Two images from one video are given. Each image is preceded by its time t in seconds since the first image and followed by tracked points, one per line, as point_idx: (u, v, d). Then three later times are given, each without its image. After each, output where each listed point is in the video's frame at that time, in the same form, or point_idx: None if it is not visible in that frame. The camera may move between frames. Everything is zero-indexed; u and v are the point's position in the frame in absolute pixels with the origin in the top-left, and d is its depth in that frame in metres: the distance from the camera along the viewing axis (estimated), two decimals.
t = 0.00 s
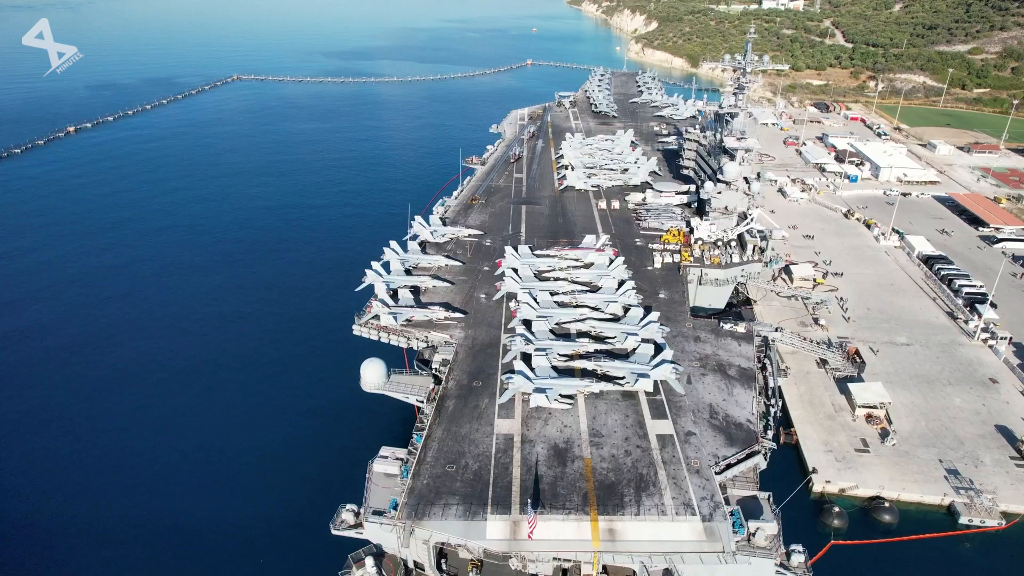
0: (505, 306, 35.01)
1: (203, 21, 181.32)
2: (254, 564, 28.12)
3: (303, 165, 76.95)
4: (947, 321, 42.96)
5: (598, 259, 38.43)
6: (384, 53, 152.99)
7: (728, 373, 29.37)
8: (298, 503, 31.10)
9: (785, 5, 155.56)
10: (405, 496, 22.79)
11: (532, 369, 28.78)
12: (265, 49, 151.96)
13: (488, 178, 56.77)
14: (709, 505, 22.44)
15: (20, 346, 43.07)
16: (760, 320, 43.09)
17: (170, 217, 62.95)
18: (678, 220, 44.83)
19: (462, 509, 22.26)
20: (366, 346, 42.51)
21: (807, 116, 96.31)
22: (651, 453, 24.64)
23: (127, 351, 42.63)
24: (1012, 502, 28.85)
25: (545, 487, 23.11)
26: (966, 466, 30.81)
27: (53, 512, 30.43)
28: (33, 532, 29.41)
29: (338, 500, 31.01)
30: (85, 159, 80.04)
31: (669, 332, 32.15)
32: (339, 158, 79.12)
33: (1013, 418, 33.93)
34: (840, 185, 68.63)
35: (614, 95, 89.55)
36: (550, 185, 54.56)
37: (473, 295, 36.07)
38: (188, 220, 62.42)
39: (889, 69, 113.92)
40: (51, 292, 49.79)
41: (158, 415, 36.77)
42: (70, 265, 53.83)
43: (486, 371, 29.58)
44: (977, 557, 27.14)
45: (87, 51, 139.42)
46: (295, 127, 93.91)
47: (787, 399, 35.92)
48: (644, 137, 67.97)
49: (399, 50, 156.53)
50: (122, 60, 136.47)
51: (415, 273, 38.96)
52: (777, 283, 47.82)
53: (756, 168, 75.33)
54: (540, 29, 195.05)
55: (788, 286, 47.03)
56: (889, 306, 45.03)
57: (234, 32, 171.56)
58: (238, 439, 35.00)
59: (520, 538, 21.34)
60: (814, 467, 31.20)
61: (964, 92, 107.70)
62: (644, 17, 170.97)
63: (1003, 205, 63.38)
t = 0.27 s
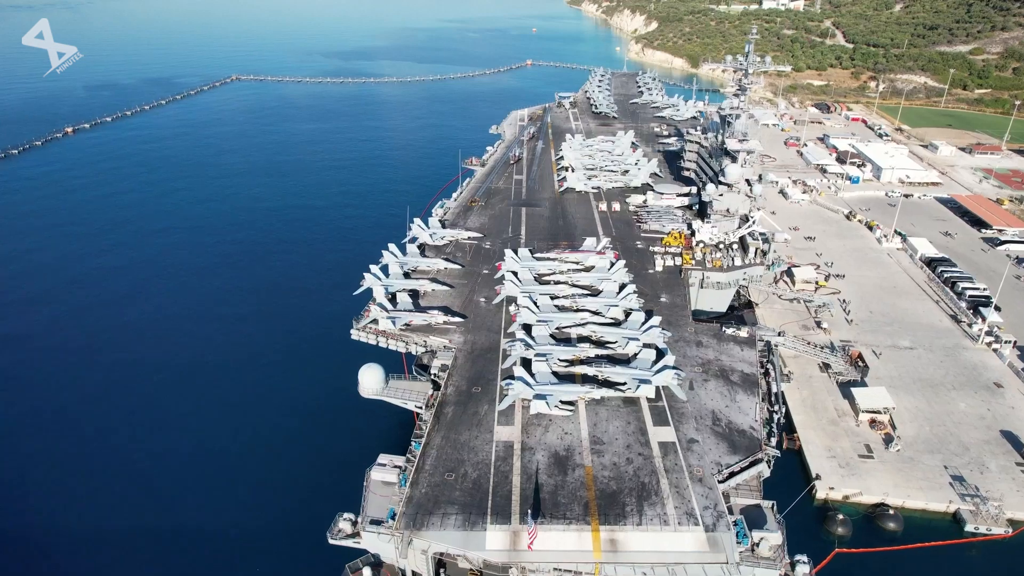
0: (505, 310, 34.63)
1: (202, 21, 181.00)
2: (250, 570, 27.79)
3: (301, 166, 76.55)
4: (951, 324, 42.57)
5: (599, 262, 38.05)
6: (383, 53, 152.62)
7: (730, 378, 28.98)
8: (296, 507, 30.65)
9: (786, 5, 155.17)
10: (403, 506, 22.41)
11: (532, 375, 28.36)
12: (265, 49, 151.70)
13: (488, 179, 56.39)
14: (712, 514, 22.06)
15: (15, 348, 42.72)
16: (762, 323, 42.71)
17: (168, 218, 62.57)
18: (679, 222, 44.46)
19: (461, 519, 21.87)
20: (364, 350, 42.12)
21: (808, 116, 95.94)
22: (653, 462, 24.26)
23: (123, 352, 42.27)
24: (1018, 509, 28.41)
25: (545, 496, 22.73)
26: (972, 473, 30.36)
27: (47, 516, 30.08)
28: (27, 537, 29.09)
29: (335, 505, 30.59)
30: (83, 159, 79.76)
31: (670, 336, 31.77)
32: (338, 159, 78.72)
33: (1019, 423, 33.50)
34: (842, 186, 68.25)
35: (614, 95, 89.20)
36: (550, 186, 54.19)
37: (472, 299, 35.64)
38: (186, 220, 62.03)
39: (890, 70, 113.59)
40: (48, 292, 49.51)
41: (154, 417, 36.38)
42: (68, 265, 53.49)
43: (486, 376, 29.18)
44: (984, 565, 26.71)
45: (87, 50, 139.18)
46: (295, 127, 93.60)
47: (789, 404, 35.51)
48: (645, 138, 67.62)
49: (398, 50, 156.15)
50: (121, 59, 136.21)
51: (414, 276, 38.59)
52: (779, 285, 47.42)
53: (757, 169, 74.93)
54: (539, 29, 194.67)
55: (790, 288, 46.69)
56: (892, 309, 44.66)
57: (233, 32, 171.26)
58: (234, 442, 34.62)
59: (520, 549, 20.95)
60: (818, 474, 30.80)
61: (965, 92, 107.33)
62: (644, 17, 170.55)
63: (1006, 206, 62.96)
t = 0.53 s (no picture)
0: (505, 314, 34.18)
1: (202, 21, 180.86)
2: None
3: (300, 166, 76.09)
4: (954, 328, 42.18)
5: (599, 265, 37.63)
6: (383, 53, 152.19)
7: (733, 385, 28.56)
8: (292, 512, 30.17)
9: (786, 5, 154.71)
10: (401, 516, 22.00)
11: (532, 381, 27.94)
12: (264, 49, 151.48)
13: (487, 181, 55.97)
14: (716, 525, 21.66)
15: (11, 349, 42.36)
16: (764, 327, 42.28)
17: (166, 218, 62.18)
18: (681, 225, 44.04)
19: (460, 530, 21.45)
20: (362, 354, 41.67)
21: (809, 117, 95.48)
22: (655, 470, 23.86)
23: (120, 353, 41.85)
24: None
25: (546, 506, 22.31)
26: (977, 480, 29.93)
27: (41, 520, 29.60)
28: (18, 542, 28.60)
29: (332, 511, 30.12)
30: (82, 159, 79.50)
31: (672, 341, 31.34)
32: (337, 159, 78.30)
33: None
34: (844, 187, 67.87)
35: (615, 96, 88.85)
36: (550, 188, 53.76)
37: (471, 304, 35.22)
38: (184, 221, 61.62)
39: (890, 70, 113.21)
40: (46, 292, 49.15)
41: (150, 420, 35.93)
42: (65, 266, 53.13)
43: (485, 382, 28.78)
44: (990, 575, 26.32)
45: (86, 50, 139.04)
46: (294, 128, 93.26)
47: (792, 410, 35.11)
48: (645, 139, 67.25)
49: (397, 50, 155.79)
50: (121, 59, 136.10)
51: (412, 280, 38.15)
52: (781, 288, 46.99)
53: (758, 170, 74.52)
54: (539, 29, 194.35)
55: (792, 292, 46.29)
56: (895, 312, 44.26)
57: (232, 31, 171.07)
58: (230, 445, 34.15)
59: (520, 561, 20.55)
60: (821, 481, 30.37)
61: (966, 93, 106.89)
62: (644, 17, 170.18)
63: (1009, 208, 62.54)
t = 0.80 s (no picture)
0: (504, 320, 33.72)
1: (202, 21, 180.61)
2: None
3: (299, 167, 75.60)
4: (959, 332, 41.76)
5: (600, 269, 37.15)
6: (382, 53, 151.68)
7: (737, 392, 28.12)
8: (291, 514, 29.78)
9: (786, 5, 154.25)
10: (399, 528, 21.55)
11: (532, 389, 27.47)
12: (263, 49, 151.09)
13: (487, 183, 55.47)
14: (720, 538, 21.24)
15: (6, 350, 41.90)
16: (766, 331, 41.80)
17: (164, 219, 61.81)
18: (683, 228, 43.56)
19: (459, 542, 21.02)
20: (360, 359, 41.18)
21: (810, 118, 95.03)
22: (657, 481, 23.42)
23: (117, 354, 41.45)
24: None
25: (546, 518, 21.87)
26: (984, 488, 29.47)
27: (38, 522, 29.20)
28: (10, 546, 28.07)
29: (331, 514, 29.70)
30: (81, 159, 79.22)
31: (675, 347, 30.89)
32: (336, 160, 77.83)
33: None
34: (845, 189, 67.42)
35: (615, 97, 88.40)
36: (550, 190, 53.31)
37: (471, 309, 34.76)
38: (183, 221, 61.20)
39: (892, 71, 112.77)
40: (43, 293, 48.79)
41: (147, 421, 35.50)
42: (62, 266, 52.74)
43: (485, 390, 28.32)
44: None
45: (86, 51, 138.84)
46: (294, 128, 92.82)
47: (795, 416, 34.65)
48: (646, 140, 66.86)
49: (397, 51, 155.38)
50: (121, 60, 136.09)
51: (411, 284, 37.68)
52: (783, 292, 46.51)
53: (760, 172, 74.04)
54: (539, 29, 194.15)
55: (794, 295, 45.83)
56: (898, 316, 43.82)
57: (232, 31, 170.95)
58: (226, 449, 33.62)
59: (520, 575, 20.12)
60: (826, 489, 29.92)
61: (968, 93, 106.39)
62: (644, 17, 169.70)
63: (1012, 210, 62.07)
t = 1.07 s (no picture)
0: (504, 325, 33.25)
1: (201, 22, 180.40)
2: None
3: (298, 167, 75.16)
4: (963, 336, 41.31)
5: (601, 274, 36.66)
6: (382, 54, 151.25)
7: (740, 400, 27.65)
8: (291, 515, 29.49)
9: (787, 5, 153.99)
10: (396, 541, 21.09)
11: (532, 397, 27.01)
12: (263, 49, 150.85)
13: (487, 185, 55.00)
14: (724, 552, 20.79)
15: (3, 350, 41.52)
16: (769, 336, 41.28)
17: (163, 219, 61.45)
18: (684, 231, 43.08)
19: (457, 557, 20.54)
20: (358, 364, 40.67)
21: (811, 119, 94.54)
22: (660, 492, 22.96)
23: (115, 354, 41.03)
24: None
25: (547, 531, 21.39)
26: (993, 497, 29.00)
27: (36, 523, 28.84)
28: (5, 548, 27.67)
29: (331, 516, 29.38)
30: (80, 160, 78.91)
31: (677, 354, 30.41)
32: (335, 160, 77.40)
33: None
34: (847, 191, 66.92)
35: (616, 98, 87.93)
36: (550, 192, 52.86)
37: (470, 314, 34.28)
38: (181, 222, 60.80)
39: (893, 71, 112.46)
40: (41, 292, 48.46)
41: (146, 422, 35.11)
42: (60, 266, 52.38)
43: (484, 397, 27.84)
44: None
45: (87, 51, 138.77)
46: (293, 129, 92.44)
47: (799, 422, 34.15)
48: (647, 142, 66.46)
49: (397, 51, 155.04)
50: (121, 60, 135.99)
51: (409, 289, 37.22)
52: (786, 296, 46.04)
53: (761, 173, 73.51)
54: (538, 30, 194.15)
55: (797, 298, 45.35)
56: (902, 320, 43.38)
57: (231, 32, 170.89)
58: (222, 453, 33.15)
59: None
60: (830, 498, 29.43)
61: (970, 94, 105.97)
62: (644, 18, 169.30)
63: (1016, 211, 61.59)
